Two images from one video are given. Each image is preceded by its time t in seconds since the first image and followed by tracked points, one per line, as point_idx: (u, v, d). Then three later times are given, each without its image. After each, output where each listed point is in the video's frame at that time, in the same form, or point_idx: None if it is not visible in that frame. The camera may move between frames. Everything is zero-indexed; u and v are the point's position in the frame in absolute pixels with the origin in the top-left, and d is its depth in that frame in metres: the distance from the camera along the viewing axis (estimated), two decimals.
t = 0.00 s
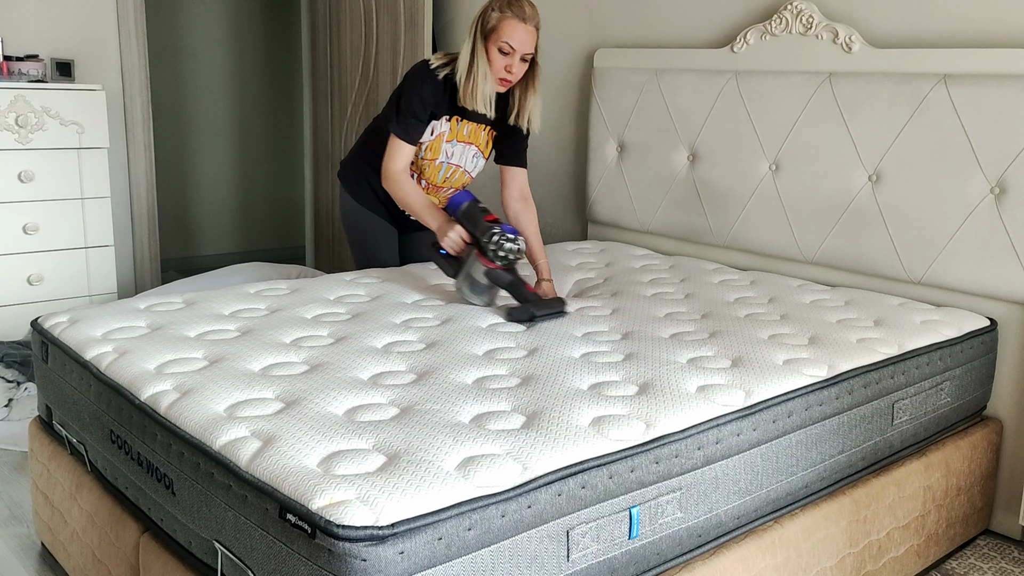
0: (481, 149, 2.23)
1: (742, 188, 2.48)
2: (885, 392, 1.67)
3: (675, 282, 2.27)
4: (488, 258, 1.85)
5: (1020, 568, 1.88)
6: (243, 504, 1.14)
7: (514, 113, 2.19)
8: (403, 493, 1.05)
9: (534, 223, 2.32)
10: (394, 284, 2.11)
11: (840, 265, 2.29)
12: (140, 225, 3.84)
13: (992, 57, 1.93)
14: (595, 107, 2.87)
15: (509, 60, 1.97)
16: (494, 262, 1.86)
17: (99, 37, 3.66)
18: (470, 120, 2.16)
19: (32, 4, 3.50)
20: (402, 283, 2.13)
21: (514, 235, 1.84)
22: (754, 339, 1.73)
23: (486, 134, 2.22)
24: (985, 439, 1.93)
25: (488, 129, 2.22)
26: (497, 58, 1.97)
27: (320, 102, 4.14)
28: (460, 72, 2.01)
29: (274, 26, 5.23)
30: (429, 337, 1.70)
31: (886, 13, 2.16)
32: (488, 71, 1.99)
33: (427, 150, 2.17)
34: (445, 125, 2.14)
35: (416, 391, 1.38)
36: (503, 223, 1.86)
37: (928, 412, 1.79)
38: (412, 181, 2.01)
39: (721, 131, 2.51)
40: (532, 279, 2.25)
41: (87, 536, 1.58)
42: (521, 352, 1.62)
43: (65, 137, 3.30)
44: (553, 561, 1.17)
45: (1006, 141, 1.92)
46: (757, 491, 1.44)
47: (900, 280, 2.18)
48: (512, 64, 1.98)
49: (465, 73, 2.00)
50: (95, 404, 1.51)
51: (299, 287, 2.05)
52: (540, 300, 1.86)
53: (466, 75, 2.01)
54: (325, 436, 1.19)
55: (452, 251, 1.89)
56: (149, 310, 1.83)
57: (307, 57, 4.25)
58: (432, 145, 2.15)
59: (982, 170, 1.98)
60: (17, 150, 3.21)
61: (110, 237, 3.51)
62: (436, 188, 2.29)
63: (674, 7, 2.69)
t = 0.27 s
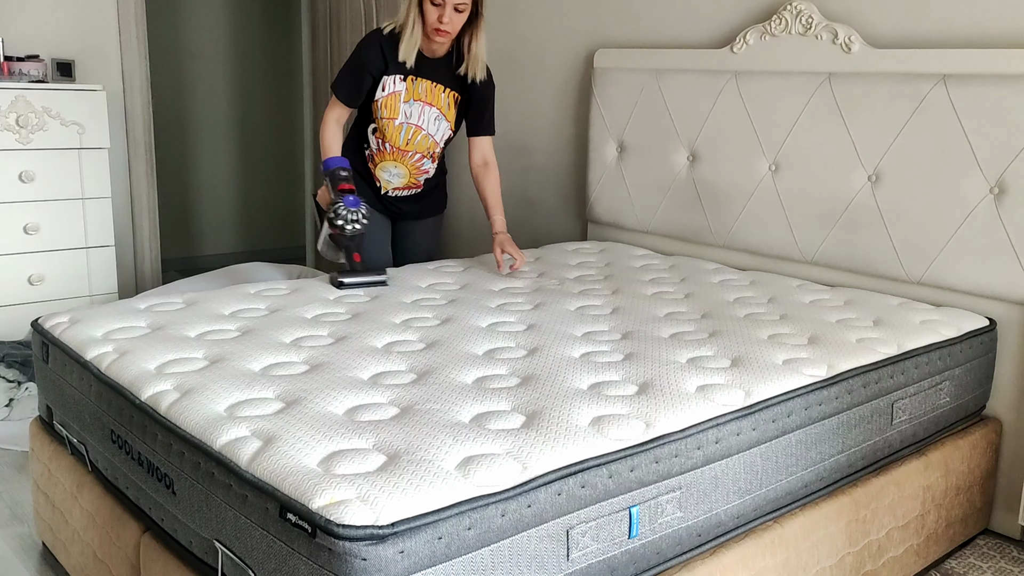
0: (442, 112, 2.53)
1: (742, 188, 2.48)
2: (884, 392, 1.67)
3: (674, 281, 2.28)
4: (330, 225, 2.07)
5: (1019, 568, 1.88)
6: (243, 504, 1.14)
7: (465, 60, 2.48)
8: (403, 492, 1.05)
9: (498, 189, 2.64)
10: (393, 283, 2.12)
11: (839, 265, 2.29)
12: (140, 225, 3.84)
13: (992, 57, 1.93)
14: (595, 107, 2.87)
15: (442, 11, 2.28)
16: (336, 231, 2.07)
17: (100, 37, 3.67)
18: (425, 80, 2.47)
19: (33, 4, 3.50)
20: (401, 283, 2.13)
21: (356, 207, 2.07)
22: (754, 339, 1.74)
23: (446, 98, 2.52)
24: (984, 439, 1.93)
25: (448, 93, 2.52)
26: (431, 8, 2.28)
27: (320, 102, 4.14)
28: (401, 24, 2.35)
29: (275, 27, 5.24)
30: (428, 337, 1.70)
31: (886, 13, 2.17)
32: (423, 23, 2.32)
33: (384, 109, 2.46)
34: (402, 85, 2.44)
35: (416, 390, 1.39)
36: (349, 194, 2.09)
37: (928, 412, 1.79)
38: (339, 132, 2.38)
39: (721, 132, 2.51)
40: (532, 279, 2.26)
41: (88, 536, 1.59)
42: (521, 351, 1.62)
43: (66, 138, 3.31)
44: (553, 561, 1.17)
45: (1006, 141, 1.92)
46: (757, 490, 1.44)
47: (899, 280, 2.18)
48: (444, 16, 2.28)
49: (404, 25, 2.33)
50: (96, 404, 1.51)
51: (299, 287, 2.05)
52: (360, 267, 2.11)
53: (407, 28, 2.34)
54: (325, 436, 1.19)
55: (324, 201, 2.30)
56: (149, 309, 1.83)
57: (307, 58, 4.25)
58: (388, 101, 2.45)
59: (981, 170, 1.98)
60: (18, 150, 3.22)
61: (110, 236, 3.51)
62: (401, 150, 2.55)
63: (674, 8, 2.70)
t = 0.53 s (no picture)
0: (421, 91, 2.52)
1: (742, 188, 2.48)
2: (885, 392, 1.67)
3: (675, 281, 2.27)
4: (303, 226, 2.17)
5: (1020, 569, 1.88)
6: (243, 505, 1.13)
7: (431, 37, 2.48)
8: (403, 492, 1.05)
9: (464, 140, 2.83)
10: (393, 283, 2.11)
11: (840, 265, 2.29)
12: (140, 225, 3.84)
13: (992, 57, 1.93)
14: (595, 107, 2.87)
15: None
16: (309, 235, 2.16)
17: (99, 36, 3.67)
18: (400, 61, 2.47)
19: (33, 3, 3.50)
20: (401, 283, 2.13)
21: (317, 208, 2.14)
22: (755, 339, 1.73)
23: (424, 76, 2.52)
24: (985, 440, 1.93)
25: (425, 72, 2.52)
26: None
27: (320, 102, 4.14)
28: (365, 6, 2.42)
29: (275, 26, 5.24)
30: (428, 337, 1.70)
31: (886, 13, 2.16)
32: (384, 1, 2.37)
33: (363, 94, 2.46)
34: (377, 68, 2.45)
35: (415, 391, 1.38)
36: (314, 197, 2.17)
37: (928, 412, 1.79)
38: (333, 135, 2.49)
39: (721, 132, 2.51)
40: (531, 279, 2.26)
41: (87, 537, 1.58)
42: (521, 351, 1.62)
43: (66, 137, 3.30)
44: (553, 561, 1.17)
45: (1006, 141, 1.92)
46: (757, 490, 1.44)
47: (900, 280, 2.18)
48: None
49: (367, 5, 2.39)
50: (95, 404, 1.51)
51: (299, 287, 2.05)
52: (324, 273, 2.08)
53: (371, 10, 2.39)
54: (325, 436, 1.19)
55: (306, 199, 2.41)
56: (149, 309, 1.83)
57: (307, 58, 4.25)
58: (365, 83, 2.45)
59: (982, 170, 1.98)
60: (18, 150, 3.21)
61: (109, 236, 3.51)
62: (385, 133, 2.51)
63: (674, 8, 2.70)
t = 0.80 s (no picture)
0: (402, 84, 2.52)
1: (742, 188, 2.48)
2: (885, 392, 1.67)
3: (675, 281, 2.27)
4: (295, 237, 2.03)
5: (1020, 569, 1.88)
6: (243, 505, 1.13)
7: (396, 30, 2.44)
8: (403, 493, 1.05)
9: (453, 131, 2.80)
10: (393, 283, 2.11)
11: (840, 265, 2.29)
12: (140, 225, 3.84)
13: (992, 57, 1.93)
14: (595, 107, 2.87)
15: None
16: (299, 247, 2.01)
17: (99, 36, 3.67)
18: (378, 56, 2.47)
19: (33, 3, 3.50)
20: (401, 283, 2.13)
21: (309, 218, 1.99)
22: (755, 339, 1.73)
23: (403, 68, 2.52)
24: (985, 440, 1.93)
25: (404, 65, 2.52)
26: None
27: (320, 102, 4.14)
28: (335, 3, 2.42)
29: (275, 26, 5.24)
30: (428, 337, 1.70)
31: (887, 13, 2.16)
32: None
33: (345, 94, 2.47)
34: (355, 66, 2.45)
35: (416, 391, 1.38)
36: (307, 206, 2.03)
37: (928, 412, 1.79)
38: (328, 140, 2.45)
39: (721, 132, 2.51)
40: (531, 279, 2.26)
41: (87, 537, 1.58)
42: (521, 351, 1.62)
43: (65, 137, 3.30)
44: (553, 561, 1.17)
45: (1006, 141, 1.92)
46: (757, 491, 1.44)
47: (900, 280, 2.18)
48: None
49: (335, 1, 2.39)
50: (96, 404, 1.51)
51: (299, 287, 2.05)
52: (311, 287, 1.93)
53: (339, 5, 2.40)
54: (325, 436, 1.19)
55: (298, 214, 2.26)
56: (149, 309, 1.83)
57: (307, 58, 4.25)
58: (347, 83, 2.46)
59: (982, 170, 1.98)
60: (18, 150, 3.21)
61: (109, 236, 3.51)
62: (371, 130, 2.54)
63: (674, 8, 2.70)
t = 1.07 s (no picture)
0: (319, 81, 2.33)
1: (742, 188, 2.48)
2: (885, 392, 1.67)
3: (675, 282, 2.27)
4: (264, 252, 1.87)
5: (1020, 569, 1.88)
6: (243, 505, 1.13)
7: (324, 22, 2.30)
8: (403, 493, 1.05)
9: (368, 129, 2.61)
10: (393, 283, 2.11)
11: (840, 265, 2.29)
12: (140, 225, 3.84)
13: (992, 57, 1.93)
14: (595, 107, 2.87)
15: None
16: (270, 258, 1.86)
17: (99, 36, 3.66)
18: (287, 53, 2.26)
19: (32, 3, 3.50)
20: (401, 283, 2.13)
21: (287, 226, 1.87)
22: (755, 339, 1.73)
23: (319, 65, 2.33)
24: (985, 440, 1.93)
25: (318, 60, 2.33)
26: None
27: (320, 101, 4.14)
28: None
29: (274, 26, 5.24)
30: (428, 337, 1.70)
31: (886, 13, 2.16)
32: None
33: (258, 97, 2.25)
34: (264, 66, 2.24)
35: (416, 391, 1.38)
36: (280, 215, 1.89)
37: (928, 412, 1.79)
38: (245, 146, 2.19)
39: (721, 132, 2.51)
40: (531, 279, 2.26)
41: (87, 537, 1.58)
42: (521, 351, 1.62)
43: (65, 138, 3.30)
44: (553, 562, 1.17)
45: (1006, 140, 1.92)
46: (757, 491, 1.44)
47: (900, 280, 2.18)
48: None
49: None
50: (95, 405, 1.51)
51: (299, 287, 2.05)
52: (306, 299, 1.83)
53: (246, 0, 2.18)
54: (325, 436, 1.19)
55: (249, 228, 2.08)
56: (149, 310, 1.83)
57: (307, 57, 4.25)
58: (258, 86, 2.24)
59: (982, 170, 1.98)
60: (18, 150, 3.21)
61: (109, 236, 3.51)
62: (292, 134, 2.32)
63: (674, 8, 2.69)
